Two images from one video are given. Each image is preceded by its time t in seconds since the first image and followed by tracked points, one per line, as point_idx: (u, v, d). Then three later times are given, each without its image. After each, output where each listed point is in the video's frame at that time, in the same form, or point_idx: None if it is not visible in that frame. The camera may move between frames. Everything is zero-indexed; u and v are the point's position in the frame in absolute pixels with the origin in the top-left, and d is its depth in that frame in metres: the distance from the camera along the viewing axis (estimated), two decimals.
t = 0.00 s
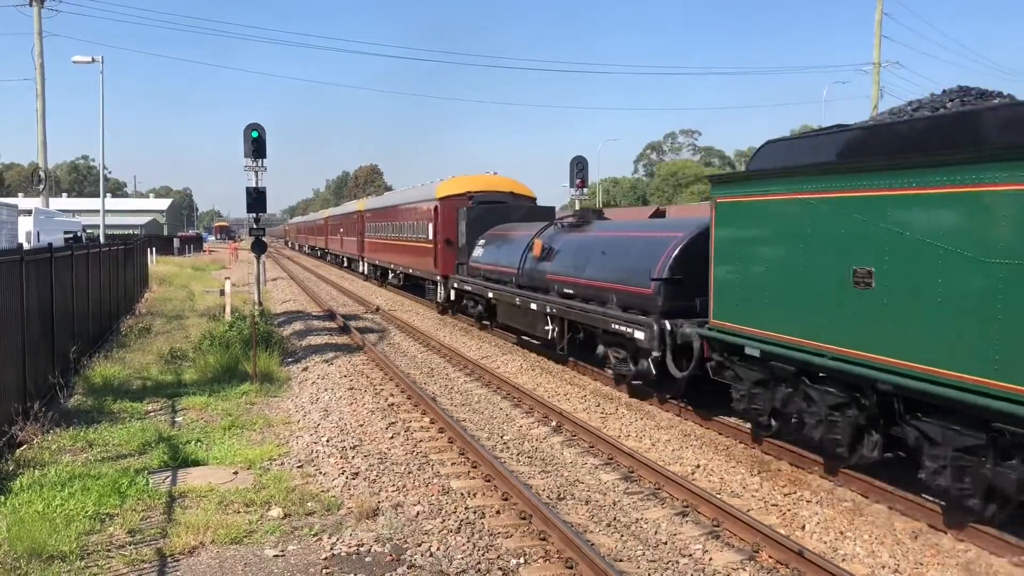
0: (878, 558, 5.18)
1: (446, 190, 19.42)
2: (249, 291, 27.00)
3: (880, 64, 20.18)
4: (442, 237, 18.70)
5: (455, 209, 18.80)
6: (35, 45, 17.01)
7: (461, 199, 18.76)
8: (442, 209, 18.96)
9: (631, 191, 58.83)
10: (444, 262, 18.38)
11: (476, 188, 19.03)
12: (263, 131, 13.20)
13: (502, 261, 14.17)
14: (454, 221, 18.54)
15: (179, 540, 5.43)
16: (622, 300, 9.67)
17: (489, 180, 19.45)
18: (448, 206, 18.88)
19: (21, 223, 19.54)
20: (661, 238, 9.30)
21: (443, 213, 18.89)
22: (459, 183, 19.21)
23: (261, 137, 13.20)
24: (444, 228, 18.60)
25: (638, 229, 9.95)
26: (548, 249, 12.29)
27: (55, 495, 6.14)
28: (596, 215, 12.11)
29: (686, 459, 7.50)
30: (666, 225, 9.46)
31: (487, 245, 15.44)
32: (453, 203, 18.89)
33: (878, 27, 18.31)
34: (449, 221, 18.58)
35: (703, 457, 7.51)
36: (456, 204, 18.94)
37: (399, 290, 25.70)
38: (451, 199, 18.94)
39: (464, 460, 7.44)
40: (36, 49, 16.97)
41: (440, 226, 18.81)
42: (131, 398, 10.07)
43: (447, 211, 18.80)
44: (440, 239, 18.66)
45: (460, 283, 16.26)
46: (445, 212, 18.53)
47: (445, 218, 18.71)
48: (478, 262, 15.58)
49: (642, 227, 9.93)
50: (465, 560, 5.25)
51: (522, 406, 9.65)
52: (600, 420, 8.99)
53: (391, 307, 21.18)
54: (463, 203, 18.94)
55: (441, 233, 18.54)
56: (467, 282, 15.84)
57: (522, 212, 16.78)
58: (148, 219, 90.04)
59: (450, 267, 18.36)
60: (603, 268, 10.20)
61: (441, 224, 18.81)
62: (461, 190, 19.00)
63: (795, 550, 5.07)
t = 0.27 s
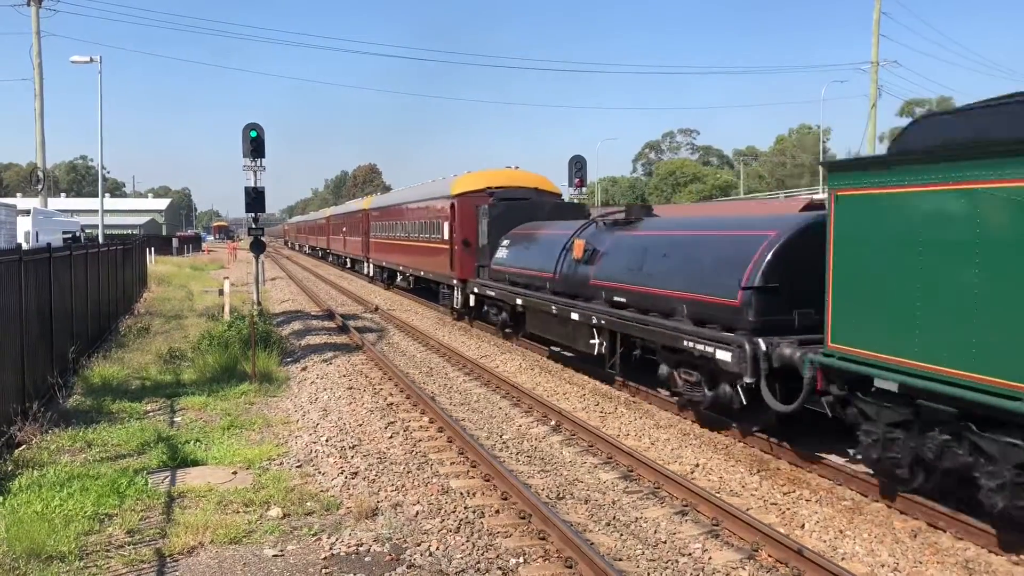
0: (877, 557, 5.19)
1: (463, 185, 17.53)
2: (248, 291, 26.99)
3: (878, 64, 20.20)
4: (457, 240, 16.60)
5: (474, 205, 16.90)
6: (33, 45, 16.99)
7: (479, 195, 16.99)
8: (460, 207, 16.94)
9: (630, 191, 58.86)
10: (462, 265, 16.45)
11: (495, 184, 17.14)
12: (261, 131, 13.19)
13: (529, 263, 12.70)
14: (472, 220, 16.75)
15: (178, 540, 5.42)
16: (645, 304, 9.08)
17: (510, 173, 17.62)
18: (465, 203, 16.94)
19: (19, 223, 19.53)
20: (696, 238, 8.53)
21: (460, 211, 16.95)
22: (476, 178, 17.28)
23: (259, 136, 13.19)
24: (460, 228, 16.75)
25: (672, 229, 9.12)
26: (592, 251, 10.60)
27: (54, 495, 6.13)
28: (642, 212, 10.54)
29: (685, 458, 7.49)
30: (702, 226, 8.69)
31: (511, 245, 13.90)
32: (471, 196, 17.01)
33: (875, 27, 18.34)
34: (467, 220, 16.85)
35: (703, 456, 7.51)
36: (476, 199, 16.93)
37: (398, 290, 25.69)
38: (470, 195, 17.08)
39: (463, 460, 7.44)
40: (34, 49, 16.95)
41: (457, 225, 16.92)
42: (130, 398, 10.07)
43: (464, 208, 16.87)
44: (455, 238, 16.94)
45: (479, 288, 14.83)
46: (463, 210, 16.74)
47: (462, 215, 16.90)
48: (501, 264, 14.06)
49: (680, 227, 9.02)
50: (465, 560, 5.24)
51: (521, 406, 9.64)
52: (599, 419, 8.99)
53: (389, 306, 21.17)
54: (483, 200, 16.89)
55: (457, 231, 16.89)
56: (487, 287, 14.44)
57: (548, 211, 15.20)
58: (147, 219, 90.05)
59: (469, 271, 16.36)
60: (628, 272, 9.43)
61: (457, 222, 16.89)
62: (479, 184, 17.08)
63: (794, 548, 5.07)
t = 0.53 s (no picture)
0: (877, 556, 5.19)
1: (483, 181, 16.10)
2: (248, 291, 26.96)
3: (876, 64, 20.20)
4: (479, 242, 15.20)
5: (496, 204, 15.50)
6: (31, 45, 16.99)
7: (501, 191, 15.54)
8: (482, 208, 15.51)
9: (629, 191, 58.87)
10: (484, 269, 15.10)
11: (520, 180, 15.72)
12: (260, 131, 13.19)
13: (562, 267, 11.35)
14: (494, 219, 15.37)
15: (178, 541, 5.43)
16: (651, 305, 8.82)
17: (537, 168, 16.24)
18: (486, 201, 15.47)
19: (18, 224, 19.52)
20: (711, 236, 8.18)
21: (482, 210, 15.47)
22: (498, 173, 15.80)
23: (258, 137, 13.19)
24: (481, 228, 15.30)
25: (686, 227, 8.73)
26: (650, 254, 9.00)
27: (54, 496, 6.13)
28: (709, 209, 8.87)
29: (685, 457, 7.50)
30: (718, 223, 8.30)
31: (541, 247, 12.46)
32: (493, 198, 15.49)
33: (873, 26, 18.36)
34: (489, 219, 15.36)
35: (702, 455, 7.51)
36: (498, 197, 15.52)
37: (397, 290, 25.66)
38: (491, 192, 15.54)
39: (463, 460, 7.44)
40: (33, 50, 16.94)
41: (479, 226, 15.30)
42: (129, 399, 10.06)
43: (484, 208, 15.43)
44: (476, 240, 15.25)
45: (505, 295, 13.40)
46: (485, 210, 15.39)
47: (484, 214, 15.39)
48: (530, 268, 12.70)
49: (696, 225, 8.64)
50: (464, 560, 5.25)
51: (521, 405, 9.65)
52: (599, 419, 9.00)
53: (388, 306, 21.16)
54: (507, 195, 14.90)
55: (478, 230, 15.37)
56: (511, 293, 13.11)
57: (580, 209, 13.71)
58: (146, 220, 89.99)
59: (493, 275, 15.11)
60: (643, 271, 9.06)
61: (479, 223, 15.34)
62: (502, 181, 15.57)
63: (794, 548, 5.08)
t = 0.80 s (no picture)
0: (877, 556, 5.19)
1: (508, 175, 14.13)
2: (248, 291, 26.96)
3: (877, 64, 20.18)
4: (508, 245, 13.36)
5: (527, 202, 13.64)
6: (31, 45, 16.99)
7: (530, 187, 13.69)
8: (508, 206, 13.71)
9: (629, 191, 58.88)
10: (514, 275, 13.34)
11: (554, 173, 13.86)
12: (260, 131, 13.19)
13: (607, 273, 9.90)
14: (524, 218, 13.55)
15: (177, 541, 5.42)
16: (665, 309, 8.54)
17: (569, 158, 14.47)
18: (515, 200, 13.62)
19: (17, 223, 19.51)
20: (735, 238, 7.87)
21: (510, 208, 13.63)
22: (525, 166, 13.92)
23: (259, 137, 13.19)
24: (510, 228, 13.50)
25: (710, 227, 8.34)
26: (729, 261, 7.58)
27: (53, 496, 6.13)
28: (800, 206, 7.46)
29: (685, 458, 7.50)
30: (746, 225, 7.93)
31: (581, 251, 10.98)
32: (522, 197, 13.64)
33: (874, 27, 18.34)
34: (517, 219, 13.55)
35: (701, 456, 7.50)
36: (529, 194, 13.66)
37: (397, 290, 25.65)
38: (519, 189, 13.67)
39: (463, 460, 7.44)
40: (33, 50, 16.94)
41: (507, 226, 13.52)
42: (128, 398, 10.07)
43: (513, 208, 13.62)
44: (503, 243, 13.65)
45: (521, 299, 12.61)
46: (513, 209, 13.57)
47: (512, 213, 13.58)
48: (569, 273, 11.04)
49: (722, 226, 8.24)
50: (464, 560, 5.24)
51: (521, 406, 9.65)
52: (599, 419, 9.00)
53: (388, 306, 21.16)
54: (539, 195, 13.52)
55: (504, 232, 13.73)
56: (544, 302, 11.60)
57: (624, 205, 11.86)
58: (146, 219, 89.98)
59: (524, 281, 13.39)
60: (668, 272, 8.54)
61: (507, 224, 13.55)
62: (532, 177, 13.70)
63: (794, 548, 5.08)
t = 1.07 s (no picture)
0: (877, 556, 5.19)
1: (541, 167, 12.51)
2: (248, 290, 26.94)
3: (878, 64, 20.17)
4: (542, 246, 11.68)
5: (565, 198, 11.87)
6: (32, 43, 16.98)
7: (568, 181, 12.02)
8: (542, 203, 11.89)
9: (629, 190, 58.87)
10: (549, 279, 11.70)
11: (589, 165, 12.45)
12: (260, 129, 13.19)
13: (668, 279, 8.33)
14: (560, 216, 11.81)
15: (177, 539, 5.42)
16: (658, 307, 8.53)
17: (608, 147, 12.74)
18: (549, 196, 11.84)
19: (18, 221, 19.50)
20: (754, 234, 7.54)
21: (544, 204, 11.86)
22: (560, 158, 12.34)
23: (259, 135, 13.19)
24: (542, 227, 11.78)
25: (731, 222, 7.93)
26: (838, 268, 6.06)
27: (53, 494, 6.13)
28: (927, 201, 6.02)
29: (685, 457, 7.50)
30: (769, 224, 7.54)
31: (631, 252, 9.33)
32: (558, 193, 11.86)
33: (875, 27, 18.33)
34: (552, 217, 11.81)
35: (701, 455, 7.50)
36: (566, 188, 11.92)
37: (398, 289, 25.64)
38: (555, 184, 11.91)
39: (463, 459, 7.44)
40: (34, 48, 16.93)
41: (541, 225, 11.80)
42: (129, 397, 10.06)
43: (549, 205, 11.84)
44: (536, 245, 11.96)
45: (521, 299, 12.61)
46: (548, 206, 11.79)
47: (547, 210, 11.85)
48: (618, 280, 9.38)
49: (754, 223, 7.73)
50: (464, 559, 5.24)
51: (521, 405, 9.64)
52: (599, 418, 8.99)
53: (388, 305, 21.13)
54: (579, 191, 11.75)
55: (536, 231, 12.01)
56: (585, 312, 10.00)
57: (680, 200, 10.07)
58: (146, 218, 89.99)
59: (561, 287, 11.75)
60: (678, 270, 8.24)
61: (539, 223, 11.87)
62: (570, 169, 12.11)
63: (794, 547, 5.07)
